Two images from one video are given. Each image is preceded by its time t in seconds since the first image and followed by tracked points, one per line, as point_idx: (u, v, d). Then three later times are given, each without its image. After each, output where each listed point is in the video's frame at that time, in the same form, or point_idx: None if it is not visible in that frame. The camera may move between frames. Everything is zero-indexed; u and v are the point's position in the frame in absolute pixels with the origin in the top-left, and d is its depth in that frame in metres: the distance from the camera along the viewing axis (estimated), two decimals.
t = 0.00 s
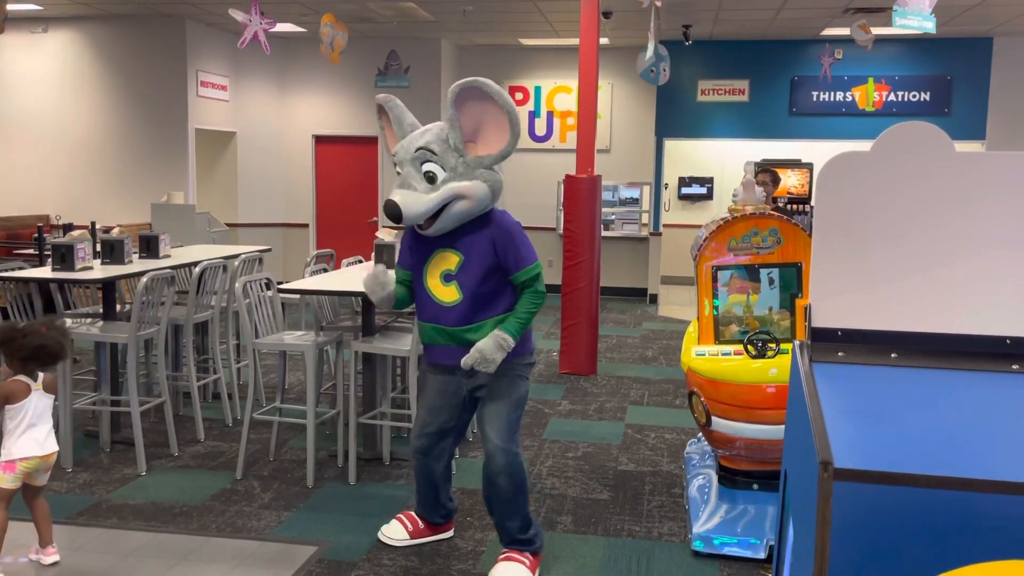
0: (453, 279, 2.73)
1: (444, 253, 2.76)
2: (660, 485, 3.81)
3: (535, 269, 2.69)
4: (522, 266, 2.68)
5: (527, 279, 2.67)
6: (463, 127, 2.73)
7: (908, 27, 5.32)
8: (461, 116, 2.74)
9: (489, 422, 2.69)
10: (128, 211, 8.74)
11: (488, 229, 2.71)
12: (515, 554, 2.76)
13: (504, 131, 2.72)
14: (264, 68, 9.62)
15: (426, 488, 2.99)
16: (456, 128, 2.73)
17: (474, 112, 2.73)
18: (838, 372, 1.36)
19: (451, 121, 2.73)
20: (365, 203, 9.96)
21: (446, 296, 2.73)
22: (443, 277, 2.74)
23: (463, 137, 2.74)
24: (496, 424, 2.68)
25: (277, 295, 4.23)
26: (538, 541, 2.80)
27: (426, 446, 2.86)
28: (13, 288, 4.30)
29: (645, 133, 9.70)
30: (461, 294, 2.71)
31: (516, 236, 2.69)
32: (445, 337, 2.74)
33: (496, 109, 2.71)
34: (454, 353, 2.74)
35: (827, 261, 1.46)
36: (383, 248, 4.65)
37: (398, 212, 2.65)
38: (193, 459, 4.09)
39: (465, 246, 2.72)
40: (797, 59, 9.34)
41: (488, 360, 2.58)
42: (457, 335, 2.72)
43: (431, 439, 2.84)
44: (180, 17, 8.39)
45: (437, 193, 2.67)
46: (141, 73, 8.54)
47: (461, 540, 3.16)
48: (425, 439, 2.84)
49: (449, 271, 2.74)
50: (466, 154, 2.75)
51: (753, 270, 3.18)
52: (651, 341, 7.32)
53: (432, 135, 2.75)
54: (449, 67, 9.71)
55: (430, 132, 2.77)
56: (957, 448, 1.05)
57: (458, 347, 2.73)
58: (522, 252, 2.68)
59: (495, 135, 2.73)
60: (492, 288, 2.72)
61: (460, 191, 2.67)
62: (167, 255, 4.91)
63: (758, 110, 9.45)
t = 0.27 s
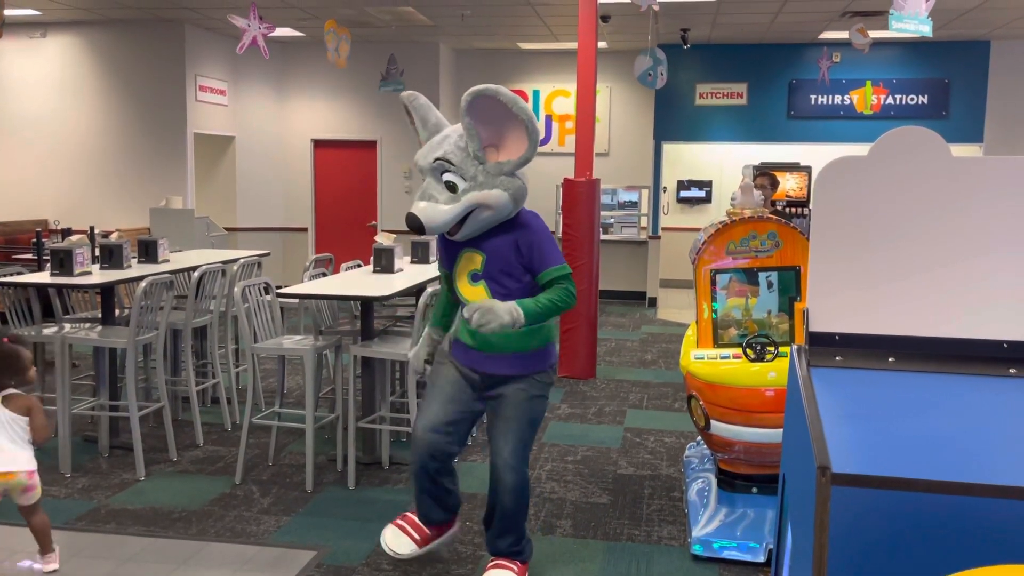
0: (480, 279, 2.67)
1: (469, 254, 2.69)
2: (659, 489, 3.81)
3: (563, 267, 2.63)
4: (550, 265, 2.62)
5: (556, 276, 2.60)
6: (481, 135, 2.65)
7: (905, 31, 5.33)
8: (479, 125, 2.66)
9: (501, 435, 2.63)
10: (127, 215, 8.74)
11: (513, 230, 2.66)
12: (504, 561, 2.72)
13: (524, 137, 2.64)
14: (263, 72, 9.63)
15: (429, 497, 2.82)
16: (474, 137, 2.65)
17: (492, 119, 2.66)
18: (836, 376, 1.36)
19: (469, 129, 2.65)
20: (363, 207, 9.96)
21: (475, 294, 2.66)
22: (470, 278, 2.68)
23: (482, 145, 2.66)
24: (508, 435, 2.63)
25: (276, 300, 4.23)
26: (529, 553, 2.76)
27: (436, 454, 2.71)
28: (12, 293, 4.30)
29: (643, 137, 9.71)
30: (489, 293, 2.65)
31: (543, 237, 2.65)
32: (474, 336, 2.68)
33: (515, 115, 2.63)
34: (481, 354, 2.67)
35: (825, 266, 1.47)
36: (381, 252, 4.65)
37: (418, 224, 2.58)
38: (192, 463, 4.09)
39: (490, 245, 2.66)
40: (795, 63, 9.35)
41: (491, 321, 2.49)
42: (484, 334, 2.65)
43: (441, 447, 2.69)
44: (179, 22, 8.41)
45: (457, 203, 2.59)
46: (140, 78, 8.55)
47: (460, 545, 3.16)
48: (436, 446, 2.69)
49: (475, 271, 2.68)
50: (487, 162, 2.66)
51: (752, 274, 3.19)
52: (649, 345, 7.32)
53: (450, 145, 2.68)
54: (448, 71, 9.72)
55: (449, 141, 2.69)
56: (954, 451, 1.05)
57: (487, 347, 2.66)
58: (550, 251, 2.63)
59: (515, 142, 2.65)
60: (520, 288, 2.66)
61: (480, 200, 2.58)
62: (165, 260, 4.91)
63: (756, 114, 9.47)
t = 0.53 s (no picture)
0: (485, 284, 2.56)
1: (477, 258, 2.58)
2: (659, 492, 3.81)
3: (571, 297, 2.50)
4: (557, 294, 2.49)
5: (558, 306, 2.48)
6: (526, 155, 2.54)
7: (903, 34, 5.35)
8: (528, 144, 2.54)
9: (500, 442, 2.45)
10: (127, 219, 8.74)
11: (526, 248, 2.54)
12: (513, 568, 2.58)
13: (568, 171, 2.53)
14: (262, 75, 9.64)
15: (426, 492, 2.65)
16: (518, 154, 2.54)
17: (542, 141, 2.54)
18: (835, 379, 1.36)
19: (516, 146, 2.54)
20: (362, 210, 9.96)
21: (475, 300, 2.55)
22: (474, 281, 2.57)
23: (523, 164, 2.55)
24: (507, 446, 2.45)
25: (275, 304, 4.23)
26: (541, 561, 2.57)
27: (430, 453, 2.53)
28: (11, 298, 4.29)
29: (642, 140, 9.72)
30: (490, 302, 2.54)
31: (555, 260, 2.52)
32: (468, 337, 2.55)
33: (567, 147, 2.53)
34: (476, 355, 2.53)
35: (825, 269, 1.47)
36: (380, 256, 4.65)
37: (436, 218, 2.51)
38: (191, 467, 4.08)
39: (500, 258, 2.54)
40: (793, 65, 9.37)
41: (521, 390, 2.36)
42: (478, 340, 2.53)
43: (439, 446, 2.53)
44: (178, 26, 8.43)
45: (480, 213, 2.49)
46: (140, 82, 8.56)
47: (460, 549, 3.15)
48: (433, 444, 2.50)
49: (480, 276, 2.56)
50: (523, 183, 2.56)
51: (751, 277, 3.19)
52: (649, 348, 7.32)
53: (492, 153, 2.56)
54: (446, 74, 9.74)
55: (491, 148, 2.57)
56: (953, 454, 1.06)
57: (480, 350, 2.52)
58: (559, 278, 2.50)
59: (558, 172, 2.54)
60: (520, 306, 2.53)
61: (504, 220, 2.48)
62: (164, 264, 4.91)
63: (754, 116, 9.48)
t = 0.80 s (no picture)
0: (506, 283, 2.61)
1: (498, 256, 2.63)
2: (659, 493, 3.81)
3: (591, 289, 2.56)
4: (578, 283, 2.56)
5: (579, 296, 2.54)
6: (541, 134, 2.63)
7: (901, 35, 5.35)
8: (540, 123, 2.64)
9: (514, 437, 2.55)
10: (125, 221, 8.74)
11: (549, 240, 2.61)
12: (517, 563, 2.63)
13: (584, 138, 2.64)
14: (260, 77, 9.64)
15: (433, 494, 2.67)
16: (534, 134, 2.62)
17: (554, 119, 2.64)
18: (836, 380, 1.36)
19: (530, 128, 2.63)
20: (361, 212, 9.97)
21: (496, 299, 2.59)
22: (494, 281, 2.62)
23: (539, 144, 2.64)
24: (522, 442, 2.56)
25: (275, 306, 4.22)
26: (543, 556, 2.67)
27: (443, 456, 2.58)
28: (10, 300, 4.29)
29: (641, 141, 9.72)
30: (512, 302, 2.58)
31: (575, 254, 2.59)
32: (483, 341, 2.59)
33: (579, 115, 2.64)
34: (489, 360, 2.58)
35: (824, 269, 1.47)
36: (379, 258, 4.65)
37: (468, 220, 2.54)
38: (191, 470, 4.08)
39: (523, 253, 2.61)
40: (791, 67, 9.38)
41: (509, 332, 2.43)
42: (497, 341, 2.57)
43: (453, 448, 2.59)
44: (177, 28, 8.43)
45: (511, 202, 2.55)
46: (138, 84, 8.55)
47: (460, 551, 3.15)
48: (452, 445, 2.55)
49: (501, 274, 2.61)
50: (541, 162, 2.64)
51: (750, 278, 3.19)
52: (648, 349, 7.32)
53: (506, 142, 2.63)
54: (445, 76, 9.74)
55: (504, 138, 2.64)
56: (954, 455, 1.06)
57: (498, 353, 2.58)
58: (579, 268, 2.57)
59: (574, 142, 2.64)
60: (541, 301, 2.60)
61: (535, 201, 2.56)
62: (163, 266, 4.91)
63: (753, 118, 9.49)
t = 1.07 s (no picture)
0: (488, 280, 2.59)
1: (482, 253, 2.61)
2: (658, 493, 3.81)
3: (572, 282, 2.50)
4: (558, 278, 2.51)
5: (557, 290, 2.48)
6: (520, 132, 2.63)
7: (900, 36, 5.36)
8: (518, 121, 2.64)
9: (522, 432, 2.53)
10: (124, 222, 8.74)
11: (531, 236, 2.58)
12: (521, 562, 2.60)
13: (564, 136, 2.66)
14: (259, 78, 9.64)
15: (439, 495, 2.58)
16: (512, 133, 2.62)
17: (532, 116, 2.65)
18: (836, 380, 1.37)
19: (509, 126, 2.62)
20: (360, 213, 9.97)
21: (479, 296, 2.57)
22: (478, 278, 2.60)
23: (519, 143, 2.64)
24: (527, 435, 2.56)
25: (274, 307, 4.22)
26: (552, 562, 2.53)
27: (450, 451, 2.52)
28: (9, 301, 4.29)
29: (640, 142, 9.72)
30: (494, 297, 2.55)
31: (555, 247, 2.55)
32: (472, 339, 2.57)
33: (557, 111, 2.65)
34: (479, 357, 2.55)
35: (825, 268, 1.47)
36: (379, 259, 4.65)
37: (455, 222, 2.52)
38: (191, 471, 4.08)
39: (507, 250, 2.60)
40: (790, 67, 9.39)
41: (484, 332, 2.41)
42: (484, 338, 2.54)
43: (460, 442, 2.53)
44: (175, 29, 8.43)
45: (497, 201, 2.55)
46: (137, 85, 8.55)
47: (459, 551, 3.15)
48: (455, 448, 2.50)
49: (484, 271, 2.59)
50: (523, 160, 2.64)
51: (749, 278, 3.19)
52: (647, 350, 7.32)
53: (486, 142, 2.63)
54: (444, 76, 9.74)
55: (484, 138, 2.64)
56: (956, 454, 1.06)
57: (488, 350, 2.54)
58: (560, 261, 2.53)
59: (554, 139, 2.67)
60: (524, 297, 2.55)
61: (522, 198, 2.56)
62: (163, 267, 4.91)
63: (751, 119, 9.50)
